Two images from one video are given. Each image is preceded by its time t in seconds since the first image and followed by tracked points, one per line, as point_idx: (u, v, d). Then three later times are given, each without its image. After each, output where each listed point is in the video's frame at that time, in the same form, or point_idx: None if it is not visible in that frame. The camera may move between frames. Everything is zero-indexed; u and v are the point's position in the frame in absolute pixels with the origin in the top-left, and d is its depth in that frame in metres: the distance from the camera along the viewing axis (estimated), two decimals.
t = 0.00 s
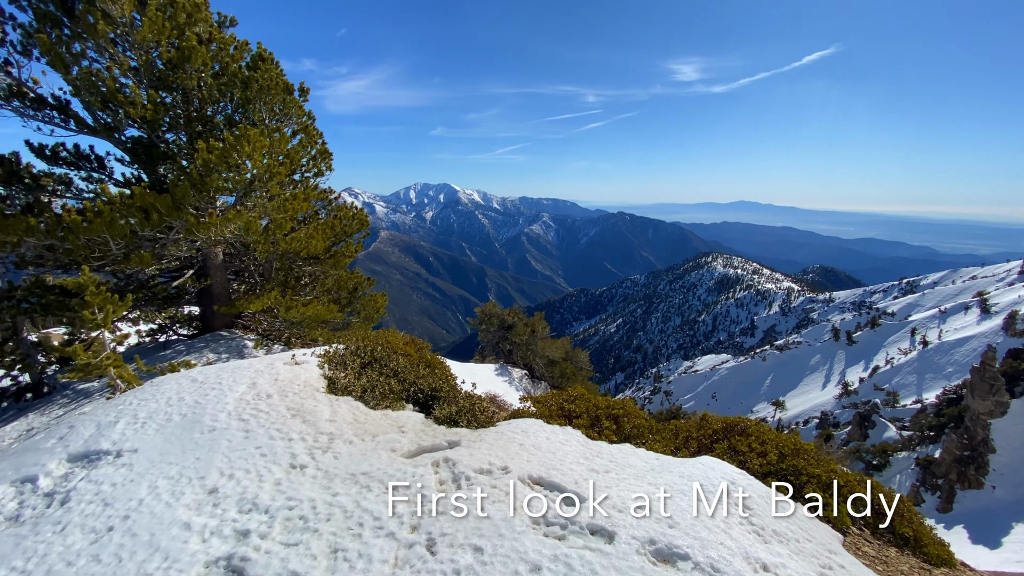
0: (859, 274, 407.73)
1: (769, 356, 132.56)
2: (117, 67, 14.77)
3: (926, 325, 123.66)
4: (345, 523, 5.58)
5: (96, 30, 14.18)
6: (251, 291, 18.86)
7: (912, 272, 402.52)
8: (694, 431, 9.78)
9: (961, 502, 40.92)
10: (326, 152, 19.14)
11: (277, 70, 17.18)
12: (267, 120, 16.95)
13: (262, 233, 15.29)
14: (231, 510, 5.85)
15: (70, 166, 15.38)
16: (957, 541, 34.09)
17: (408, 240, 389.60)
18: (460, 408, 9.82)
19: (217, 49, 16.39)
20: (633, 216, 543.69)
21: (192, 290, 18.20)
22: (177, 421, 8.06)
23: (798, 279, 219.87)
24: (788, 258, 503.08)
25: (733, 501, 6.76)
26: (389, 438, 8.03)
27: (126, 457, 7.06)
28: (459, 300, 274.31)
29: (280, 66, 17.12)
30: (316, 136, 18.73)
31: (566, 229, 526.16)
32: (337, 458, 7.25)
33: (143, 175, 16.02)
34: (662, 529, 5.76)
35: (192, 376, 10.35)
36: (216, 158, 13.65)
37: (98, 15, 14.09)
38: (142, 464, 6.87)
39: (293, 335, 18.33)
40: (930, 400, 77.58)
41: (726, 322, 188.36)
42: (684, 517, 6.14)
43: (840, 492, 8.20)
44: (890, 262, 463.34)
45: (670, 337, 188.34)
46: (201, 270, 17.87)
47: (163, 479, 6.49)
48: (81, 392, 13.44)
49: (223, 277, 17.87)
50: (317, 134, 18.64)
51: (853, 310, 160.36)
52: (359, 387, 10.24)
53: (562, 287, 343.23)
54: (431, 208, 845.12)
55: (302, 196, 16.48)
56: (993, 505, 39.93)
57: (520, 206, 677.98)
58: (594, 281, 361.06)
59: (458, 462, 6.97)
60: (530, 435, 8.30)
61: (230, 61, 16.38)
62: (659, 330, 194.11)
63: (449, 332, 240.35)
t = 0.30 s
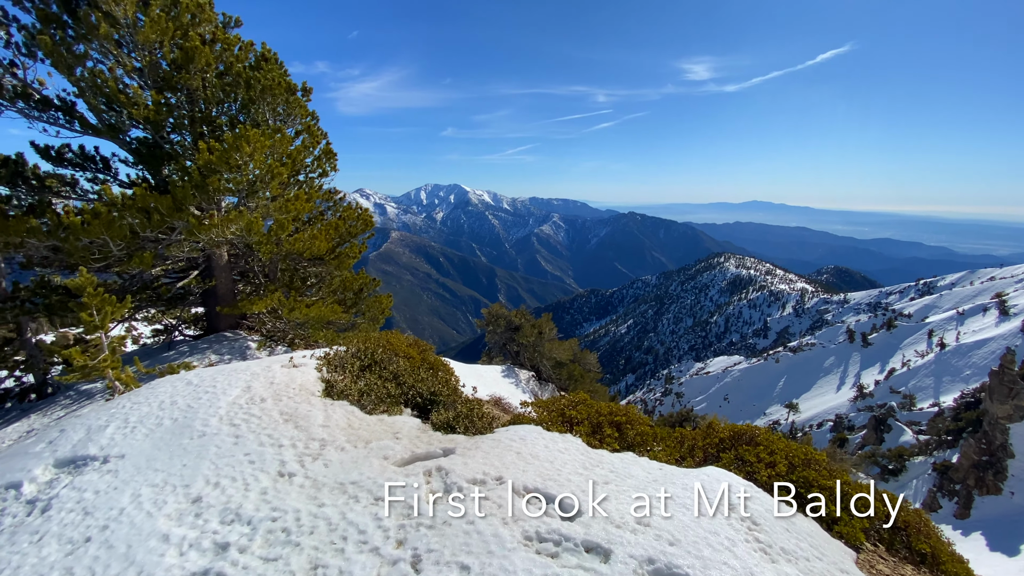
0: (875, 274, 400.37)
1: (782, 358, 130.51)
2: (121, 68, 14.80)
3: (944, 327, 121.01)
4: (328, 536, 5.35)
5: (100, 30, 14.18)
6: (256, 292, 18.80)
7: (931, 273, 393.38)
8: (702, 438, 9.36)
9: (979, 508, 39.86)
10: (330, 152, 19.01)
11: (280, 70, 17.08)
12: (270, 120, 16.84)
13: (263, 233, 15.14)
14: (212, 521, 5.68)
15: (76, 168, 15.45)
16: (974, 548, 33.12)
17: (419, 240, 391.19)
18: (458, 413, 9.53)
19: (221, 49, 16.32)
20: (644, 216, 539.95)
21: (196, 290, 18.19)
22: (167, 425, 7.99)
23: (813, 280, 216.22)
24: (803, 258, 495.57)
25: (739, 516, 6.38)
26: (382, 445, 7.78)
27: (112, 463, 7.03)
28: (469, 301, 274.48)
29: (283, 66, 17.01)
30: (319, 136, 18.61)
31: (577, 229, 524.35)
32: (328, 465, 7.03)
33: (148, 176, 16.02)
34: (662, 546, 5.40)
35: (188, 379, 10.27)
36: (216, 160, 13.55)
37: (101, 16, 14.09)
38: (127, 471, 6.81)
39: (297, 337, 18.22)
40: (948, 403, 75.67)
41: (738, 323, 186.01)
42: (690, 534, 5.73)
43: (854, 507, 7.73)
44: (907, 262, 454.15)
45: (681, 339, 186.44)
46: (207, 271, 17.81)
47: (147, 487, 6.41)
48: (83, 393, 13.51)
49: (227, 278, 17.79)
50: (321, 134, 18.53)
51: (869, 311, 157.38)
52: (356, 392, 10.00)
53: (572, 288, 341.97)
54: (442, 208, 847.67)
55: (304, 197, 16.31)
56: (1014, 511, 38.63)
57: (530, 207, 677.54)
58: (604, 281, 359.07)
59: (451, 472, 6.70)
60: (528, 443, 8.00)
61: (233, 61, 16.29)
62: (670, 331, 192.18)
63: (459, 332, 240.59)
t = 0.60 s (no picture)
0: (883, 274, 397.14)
1: (789, 358, 129.35)
2: (121, 65, 14.72)
3: (954, 328, 119.44)
4: (315, 548, 5.17)
5: (99, 28, 14.08)
6: (257, 291, 18.68)
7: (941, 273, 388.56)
8: (706, 443, 9.10)
9: (989, 511, 39.21)
10: (331, 150, 18.85)
11: (281, 68, 16.95)
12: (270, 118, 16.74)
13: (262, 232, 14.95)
14: (198, 530, 5.56)
15: (78, 166, 15.41)
16: (984, 552, 32.53)
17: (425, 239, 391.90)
18: (457, 417, 9.30)
19: (222, 46, 16.20)
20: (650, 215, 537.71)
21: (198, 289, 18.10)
22: (160, 428, 8.00)
23: (820, 280, 214.18)
24: (810, 258, 491.53)
25: (744, 527, 6.11)
26: (377, 450, 7.60)
27: (101, 467, 7.08)
28: (475, 300, 274.38)
29: (284, 63, 16.87)
30: (320, 134, 18.48)
31: (582, 228, 523.30)
32: (321, 471, 6.85)
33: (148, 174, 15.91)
34: (662, 559, 5.15)
35: (184, 379, 10.22)
36: (215, 158, 13.39)
37: (100, 13, 13.98)
38: (114, 476, 6.86)
39: (298, 337, 18.07)
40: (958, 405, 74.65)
41: (745, 323, 184.67)
42: (694, 548, 5.45)
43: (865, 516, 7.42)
44: (917, 262, 449.52)
45: (686, 338, 185.25)
46: (208, 270, 17.73)
47: (134, 493, 6.39)
48: (82, 392, 13.43)
49: (229, 277, 17.71)
50: (322, 132, 18.37)
51: (878, 311, 155.78)
52: (353, 394, 9.79)
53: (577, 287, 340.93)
54: (447, 207, 847.96)
55: (305, 194, 16.17)
56: None
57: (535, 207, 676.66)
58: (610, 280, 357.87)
59: (446, 479, 6.51)
60: (526, 448, 7.79)
61: (234, 59, 16.14)
62: (676, 331, 191.06)
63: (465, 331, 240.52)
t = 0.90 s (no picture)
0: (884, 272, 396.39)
1: (789, 356, 129.16)
2: (113, 58, 14.43)
3: (955, 326, 119.32)
4: (301, 557, 4.98)
5: (90, 21, 13.78)
6: (253, 288, 18.46)
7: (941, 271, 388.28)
8: (709, 446, 8.86)
9: (990, 510, 39.02)
10: (327, 145, 18.59)
11: (275, 61, 16.64)
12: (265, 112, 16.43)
13: (255, 229, 14.68)
14: (180, 538, 5.39)
15: (70, 161, 15.15)
16: (984, 551, 32.35)
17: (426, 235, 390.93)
18: (453, 419, 9.07)
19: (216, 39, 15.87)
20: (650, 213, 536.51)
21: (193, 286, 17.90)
22: (146, 430, 7.85)
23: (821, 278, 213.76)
24: (810, 256, 490.93)
25: (748, 535, 5.89)
26: (370, 453, 7.39)
27: (84, 471, 6.98)
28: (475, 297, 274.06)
29: (279, 56, 16.55)
30: (316, 128, 18.19)
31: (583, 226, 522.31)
32: (310, 475, 6.63)
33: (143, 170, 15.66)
34: (665, 570, 4.93)
35: (173, 379, 10.04)
36: (208, 153, 13.14)
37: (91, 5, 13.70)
38: (98, 480, 6.72)
39: (295, 335, 17.84)
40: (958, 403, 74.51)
41: (745, 321, 184.51)
42: (697, 558, 5.23)
43: (873, 521, 7.17)
44: (917, 260, 448.95)
45: (687, 336, 185.10)
46: (203, 267, 17.51)
47: (116, 498, 6.25)
48: (74, 392, 13.25)
49: (225, 275, 17.46)
50: (317, 127, 18.09)
51: (879, 310, 155.58)
52: (346, 394, 9.55)
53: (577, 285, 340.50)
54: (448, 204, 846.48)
55: (300, 190, 15.86)
56: None
57: (536, 204, 675.25)
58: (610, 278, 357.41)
59: (439, 484, 6.28)
60: (523, 451, 7.57)
61: (228, 52, 15.80)
62: (676, 328, 190.73)
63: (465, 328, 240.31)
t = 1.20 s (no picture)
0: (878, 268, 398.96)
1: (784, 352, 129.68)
2: (99, 49, 13.95)
3: (948, 323, 120.12)
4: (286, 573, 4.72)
5: (74, 10, 13.29)
6: (245, 285, 18.07)
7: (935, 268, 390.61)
8: (711, 449, 8.67)
9: (984, 506, 39.20)
10: (320, 139, 18.19)
11: (266, 53, 16.17)
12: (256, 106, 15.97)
13: (244, 225, 14.26)
14: (158, 553, 5.10)
15: (55, 156, 14.71)
16: (978, 546, 32.49)
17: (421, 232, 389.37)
18: (448, 421, 8.80)
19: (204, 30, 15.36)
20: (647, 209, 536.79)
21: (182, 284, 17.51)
22: (128, 435, 7.54)
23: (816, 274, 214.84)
24: (806, 252, 493.19)
25: (754, 545, 5.67)
26: (361, 459, 7.11)
27: (61, 479, 6.69)
28: (471, 293, 273.69)
29: (270, 47, 16.07)
30: (308, 122, 17.75)
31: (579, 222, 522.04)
32: (298, 483, 6.35)
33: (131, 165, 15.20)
34: None
35: (159, 380, 9.73)
36: (195, 146, 12.71)
37: None
38: (75, 488, 6.42)
39: (287, 333, 17.45)
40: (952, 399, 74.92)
41: (740, 317, 185.21)
42: (704, 571, 4.99)
43: (880, 528, 6.98)
44: (911, 257, 451.94)
45: (682, 332, 185.53)
46: (193, 265, 17.09)
47: (93, 508, 5.95)
48: (60, 392, 12.91)
49: (216, 271, 17.06)
50: (309, 120, 17.65)
51: (873, 306, 156.49)
52: (338, 396, 9.24)
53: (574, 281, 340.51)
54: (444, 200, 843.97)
55: (291, 185, 15.44)
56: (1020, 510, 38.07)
57: (532, 200, 674.05)
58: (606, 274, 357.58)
59: (433, 493, 6.00)
60: (520, 456, 7.31)
61: (217, 43, 15.29)
62: (672, 325, 191.06)
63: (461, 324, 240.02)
